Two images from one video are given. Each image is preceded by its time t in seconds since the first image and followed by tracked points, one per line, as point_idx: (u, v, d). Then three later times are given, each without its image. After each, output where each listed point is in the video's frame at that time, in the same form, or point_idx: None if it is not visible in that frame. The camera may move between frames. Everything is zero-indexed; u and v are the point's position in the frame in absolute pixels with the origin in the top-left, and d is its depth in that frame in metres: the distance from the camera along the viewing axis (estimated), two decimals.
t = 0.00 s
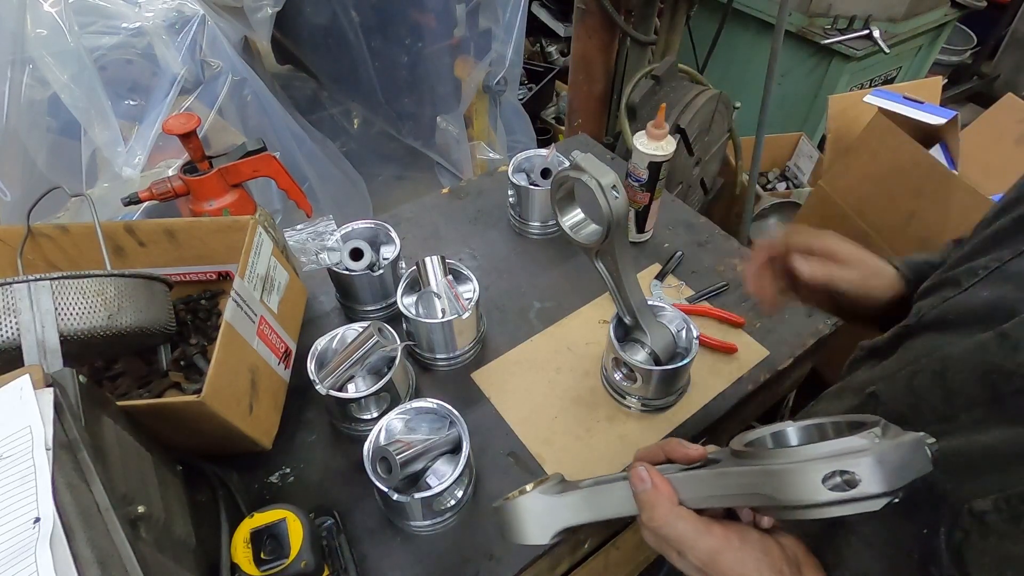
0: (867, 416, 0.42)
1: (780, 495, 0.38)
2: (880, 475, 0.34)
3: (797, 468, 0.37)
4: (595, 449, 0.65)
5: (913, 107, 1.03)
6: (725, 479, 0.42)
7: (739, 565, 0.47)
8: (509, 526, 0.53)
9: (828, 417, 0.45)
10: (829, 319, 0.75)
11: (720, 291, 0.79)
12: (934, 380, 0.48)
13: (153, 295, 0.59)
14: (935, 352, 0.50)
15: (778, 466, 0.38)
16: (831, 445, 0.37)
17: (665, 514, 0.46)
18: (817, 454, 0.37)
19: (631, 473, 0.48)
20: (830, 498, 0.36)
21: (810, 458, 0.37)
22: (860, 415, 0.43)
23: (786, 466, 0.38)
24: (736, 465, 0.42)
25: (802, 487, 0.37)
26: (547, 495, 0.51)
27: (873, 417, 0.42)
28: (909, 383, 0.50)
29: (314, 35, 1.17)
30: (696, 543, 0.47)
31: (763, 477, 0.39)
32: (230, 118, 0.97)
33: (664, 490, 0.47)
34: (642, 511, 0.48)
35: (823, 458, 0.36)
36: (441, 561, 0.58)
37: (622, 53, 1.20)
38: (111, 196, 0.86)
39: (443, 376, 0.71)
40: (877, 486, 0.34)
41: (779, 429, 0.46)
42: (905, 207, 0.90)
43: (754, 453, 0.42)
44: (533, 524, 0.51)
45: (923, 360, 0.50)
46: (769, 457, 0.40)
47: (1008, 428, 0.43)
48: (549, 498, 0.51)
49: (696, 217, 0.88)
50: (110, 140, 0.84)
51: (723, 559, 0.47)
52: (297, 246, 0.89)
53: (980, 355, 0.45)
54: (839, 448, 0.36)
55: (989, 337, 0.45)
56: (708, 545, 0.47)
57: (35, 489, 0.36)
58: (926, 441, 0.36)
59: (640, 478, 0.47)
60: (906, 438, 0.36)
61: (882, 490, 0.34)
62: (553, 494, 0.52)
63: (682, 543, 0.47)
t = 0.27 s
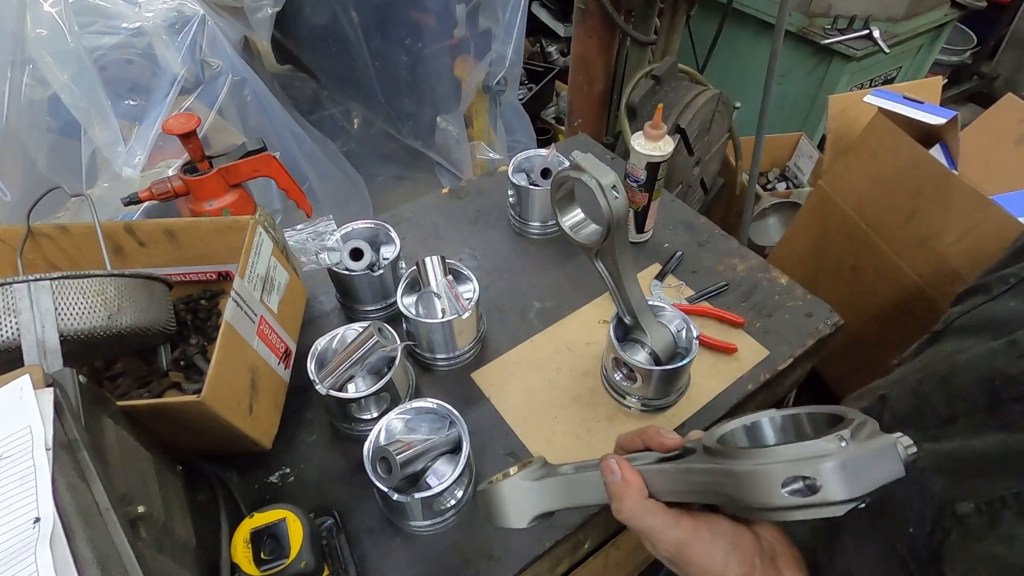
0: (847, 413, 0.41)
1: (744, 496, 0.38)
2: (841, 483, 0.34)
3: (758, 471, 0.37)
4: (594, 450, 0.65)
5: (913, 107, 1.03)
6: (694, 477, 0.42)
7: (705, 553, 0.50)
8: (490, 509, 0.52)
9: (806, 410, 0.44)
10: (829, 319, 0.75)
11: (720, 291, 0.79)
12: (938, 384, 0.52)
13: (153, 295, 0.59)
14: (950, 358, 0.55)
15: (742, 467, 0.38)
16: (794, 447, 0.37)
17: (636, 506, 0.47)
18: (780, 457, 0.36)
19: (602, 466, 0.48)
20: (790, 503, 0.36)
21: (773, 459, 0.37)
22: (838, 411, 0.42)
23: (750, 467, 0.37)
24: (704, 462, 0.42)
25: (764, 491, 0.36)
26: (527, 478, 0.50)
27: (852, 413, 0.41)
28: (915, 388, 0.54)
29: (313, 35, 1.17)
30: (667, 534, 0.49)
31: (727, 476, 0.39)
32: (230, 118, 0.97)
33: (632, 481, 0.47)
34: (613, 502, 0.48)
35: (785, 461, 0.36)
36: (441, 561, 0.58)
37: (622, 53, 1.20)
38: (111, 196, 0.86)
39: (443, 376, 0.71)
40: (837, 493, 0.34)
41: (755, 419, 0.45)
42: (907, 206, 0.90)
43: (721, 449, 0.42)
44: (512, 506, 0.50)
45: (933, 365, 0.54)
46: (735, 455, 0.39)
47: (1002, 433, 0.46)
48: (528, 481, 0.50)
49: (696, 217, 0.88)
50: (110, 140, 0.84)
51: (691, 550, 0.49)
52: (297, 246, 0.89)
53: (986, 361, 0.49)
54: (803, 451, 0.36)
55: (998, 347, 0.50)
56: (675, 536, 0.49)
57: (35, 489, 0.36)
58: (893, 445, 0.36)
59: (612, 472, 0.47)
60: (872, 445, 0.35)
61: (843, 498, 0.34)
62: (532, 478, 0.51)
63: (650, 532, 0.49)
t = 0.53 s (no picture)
0: (874, 442, 0.37)
1: (740, 526, 0.34)
2: (848, 537, 0.30)
3: (758, 507, 0.33)
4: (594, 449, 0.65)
5: (913, 107, 1.03)
6: (692, 490, 0.39)
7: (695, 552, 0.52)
8: (498, 476, 0.50)
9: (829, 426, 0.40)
10: (829, 319, 0.75)
11: (720, 291, 0.79)
12: (956, 401, 0.53)
13: (153, 295, 0.59)
14: (968, 372, 0.56)
15: (741, 497, 0.34)
16: (800, 485, 0.32)
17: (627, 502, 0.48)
18: (783, 496, 0.32)
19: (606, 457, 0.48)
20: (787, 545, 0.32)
21: (776, 494, 0.33)
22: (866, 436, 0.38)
23: (749, 498, 0.34)
24: (704, 478, 0.38)
25: (761, 527, 0.33)
26: (541, 454, 0.48)
27: (876, 442, 0.37)
28: (932, 403, 0.55)
29: (313, 35, 1.17)
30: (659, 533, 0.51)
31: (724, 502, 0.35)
32: (230, 118, 0.97)
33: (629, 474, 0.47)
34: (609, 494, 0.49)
35: (790, 499, 0.32)
36: (441, 560, 0.58)
37: (622, 53, 1.20)
38: (111, 196, 0.86)
39: (443, 376, 0.71)
40: (843, 546, 0.31)
41: (769, 431, 0.41)
42: (907, 205, 0.90)
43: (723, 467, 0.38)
44: (519, 478, 0.48)
45: (953, 381, 0.56)
46: (736, 479, 0.35)
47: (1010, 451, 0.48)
48: (541, 456, 0.48)
49: (696, 217, 0.88)
50: (110, 140, 0.84)
51: (684, 550, 0.52)
52: (297, 246, 0.89)
53: (1008, 380, 0.51)
54: (812, 492, 0.32)
55: (1020, 367, 0.51)
56: (666, 537, 0.51)
57: (35, 489, 0.36)
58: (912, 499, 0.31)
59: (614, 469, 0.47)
60: (890, 502, 0.31)
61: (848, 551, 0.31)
62: (547, 453, 0.48)
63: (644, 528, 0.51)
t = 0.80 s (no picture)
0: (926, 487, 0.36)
1: (770, 553, 0.35)
2: None
3: (797, 544, 0.33)
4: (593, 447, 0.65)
5: (913, 107, 1.03)
6: (713, 493, 0.39)
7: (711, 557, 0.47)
8: (510, 438, 0.52)
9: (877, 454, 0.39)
10: (829, 319, 0.75)
11: (720, 291, 0.79)
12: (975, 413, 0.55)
13: (153, 295, 0.59)
14: (984, 383, 0.57)
15: (778, 527, 0.34)
16: (846, 529, 0.32)
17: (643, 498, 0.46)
18: (829, 542, 0.32)
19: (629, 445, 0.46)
20: None
21: (817, 532, 0.33)
22: (911, 472, 0.37)
23: (785, 530, 0.34)
24: (731, 487, 0.38)
25: (794, 560, 0.33)
26: (554, 424, 0.50)
27: (923, 482, 0.37)
28: (950, 415, 0.57)
29: (313, 35, 1.17)
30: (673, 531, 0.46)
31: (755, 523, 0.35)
32: (230, 119, 0.97)
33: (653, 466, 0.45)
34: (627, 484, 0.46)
35: (832, 541, 0.32)
36: (441, 560, 0.58)
37: (622, 53, 1.20)
38: (111, 196, 0.86)
39: (443, 376, 0.71)
40: None
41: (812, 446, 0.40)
42: (907, 206, 0.90)
43: (757, 481, 0.37)
44: (529, 441, 0.51)
45: (969, 392, 0.57)
46: (773, 504, 0.35)
47: None
48: (553, 424, 0.50)
49: (696, 217, 0.88)
50: (110, 140, 0.84)
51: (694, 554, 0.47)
52: (297, 246, 0.89)
53: None
54: (858, 540, 0.32)
55: None
56: (682, 536, 0.46)
57: (35, 489, 0.36)
58: (964, 564, 0.31)
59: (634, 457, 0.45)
60: (941, 563, 0.31)
61: None
62: (559, 419, 0.50)
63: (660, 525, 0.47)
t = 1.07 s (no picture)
0: (940, 483, 0.35)
1: (783, 543, 0.34)
2: None
3: (809, 530, 0.32)
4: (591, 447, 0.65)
5: (914, 107, 1.03)
6: (729, 488, 0.38)
7: (729, 556, 0.44)
8: (515, 431, 0.52)
9: (885, 450, 0.38)
10: (829, 319, 0.75)
11: (720, 291, 0.79)
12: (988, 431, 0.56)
13: (153, 295, 0.59)
14: (997, 400, 0.57)
15: (792, 517, 0.33)
16: (862, 519, 0.31)
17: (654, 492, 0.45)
18: (843, 529, 0.31)
19: (636, 437, 0.46)
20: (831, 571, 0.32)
21: (830, 520, 0.32)
22: (923, 469, 0.36)
23: (797, 518, 0.33)
24: (745, 480, 0.37)
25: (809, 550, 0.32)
26: (562, 417, 0.50)
27: (938, 479, 0.35)
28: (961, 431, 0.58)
29: (313, 35, 1.17)
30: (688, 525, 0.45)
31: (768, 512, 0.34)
32: (230, 119, 0.97)
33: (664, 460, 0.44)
34: (638, 478, 0.46)
35: (846, 527, 0.31)
36: (441, 560, 0.58)
37: (622, 53, 1.20)
38: (111, 196, 0.86)
39: (443, 376, 0.71)
40: None
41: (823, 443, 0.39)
42: (906, 206, 0.90)
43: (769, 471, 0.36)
44: (535, 434, 0.51)
45: (982, 408, 0.58)
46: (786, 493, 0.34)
47: None
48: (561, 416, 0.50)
49: (696, 217, 0.88)
50: (110, 140, 0.84)
51: (710, 545, 0.45)
52: (297, 246, 0.89)
53: None
54: (873, 529, 0.31)
55: None
56: (696, 528, 0.45)
57: (35, 489, 0.36)
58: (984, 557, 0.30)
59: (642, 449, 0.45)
60: (959, 553, 0.30)
61: None
62: (568, 412, 0.50)
63: (672, 518, 0.46)
